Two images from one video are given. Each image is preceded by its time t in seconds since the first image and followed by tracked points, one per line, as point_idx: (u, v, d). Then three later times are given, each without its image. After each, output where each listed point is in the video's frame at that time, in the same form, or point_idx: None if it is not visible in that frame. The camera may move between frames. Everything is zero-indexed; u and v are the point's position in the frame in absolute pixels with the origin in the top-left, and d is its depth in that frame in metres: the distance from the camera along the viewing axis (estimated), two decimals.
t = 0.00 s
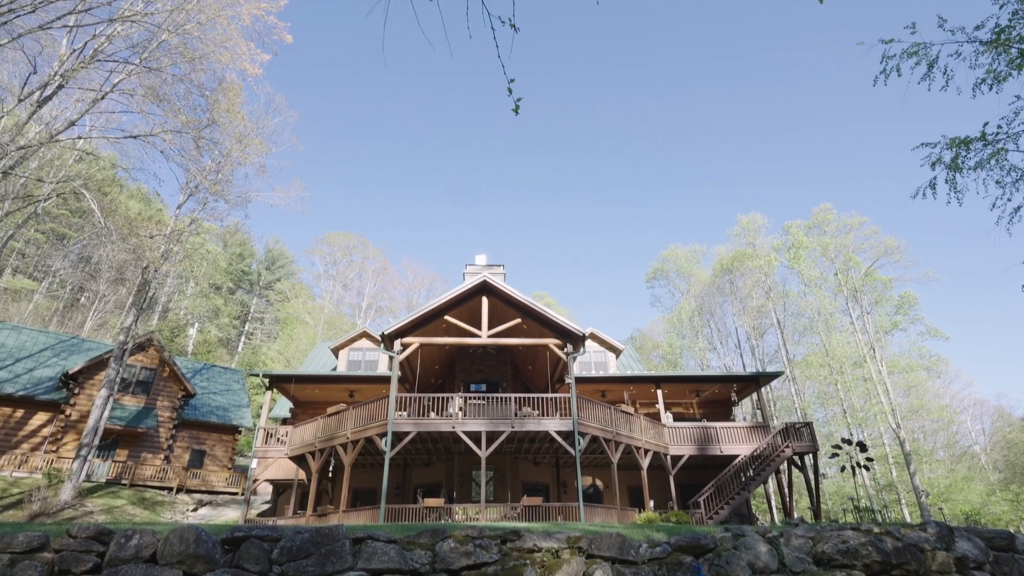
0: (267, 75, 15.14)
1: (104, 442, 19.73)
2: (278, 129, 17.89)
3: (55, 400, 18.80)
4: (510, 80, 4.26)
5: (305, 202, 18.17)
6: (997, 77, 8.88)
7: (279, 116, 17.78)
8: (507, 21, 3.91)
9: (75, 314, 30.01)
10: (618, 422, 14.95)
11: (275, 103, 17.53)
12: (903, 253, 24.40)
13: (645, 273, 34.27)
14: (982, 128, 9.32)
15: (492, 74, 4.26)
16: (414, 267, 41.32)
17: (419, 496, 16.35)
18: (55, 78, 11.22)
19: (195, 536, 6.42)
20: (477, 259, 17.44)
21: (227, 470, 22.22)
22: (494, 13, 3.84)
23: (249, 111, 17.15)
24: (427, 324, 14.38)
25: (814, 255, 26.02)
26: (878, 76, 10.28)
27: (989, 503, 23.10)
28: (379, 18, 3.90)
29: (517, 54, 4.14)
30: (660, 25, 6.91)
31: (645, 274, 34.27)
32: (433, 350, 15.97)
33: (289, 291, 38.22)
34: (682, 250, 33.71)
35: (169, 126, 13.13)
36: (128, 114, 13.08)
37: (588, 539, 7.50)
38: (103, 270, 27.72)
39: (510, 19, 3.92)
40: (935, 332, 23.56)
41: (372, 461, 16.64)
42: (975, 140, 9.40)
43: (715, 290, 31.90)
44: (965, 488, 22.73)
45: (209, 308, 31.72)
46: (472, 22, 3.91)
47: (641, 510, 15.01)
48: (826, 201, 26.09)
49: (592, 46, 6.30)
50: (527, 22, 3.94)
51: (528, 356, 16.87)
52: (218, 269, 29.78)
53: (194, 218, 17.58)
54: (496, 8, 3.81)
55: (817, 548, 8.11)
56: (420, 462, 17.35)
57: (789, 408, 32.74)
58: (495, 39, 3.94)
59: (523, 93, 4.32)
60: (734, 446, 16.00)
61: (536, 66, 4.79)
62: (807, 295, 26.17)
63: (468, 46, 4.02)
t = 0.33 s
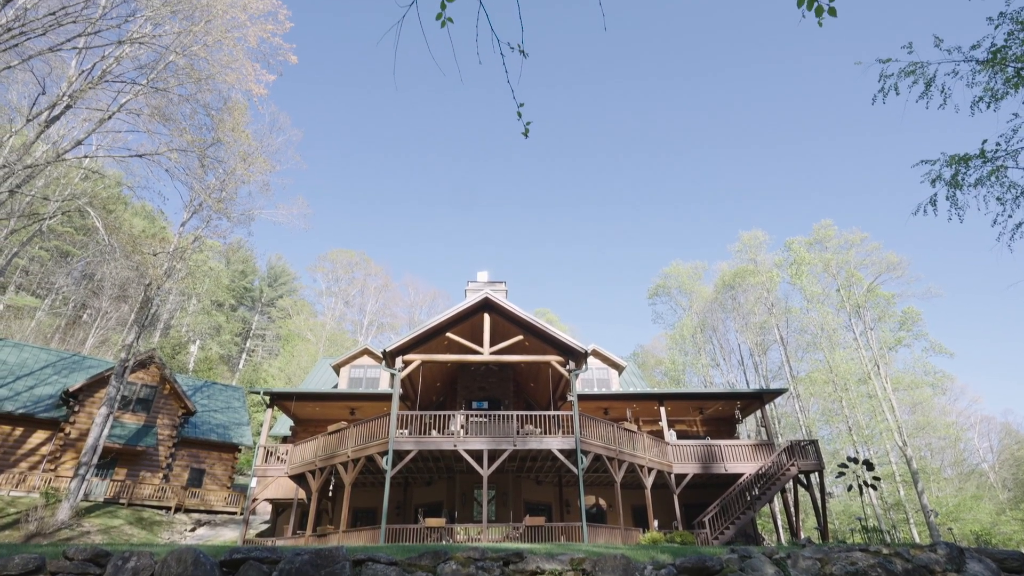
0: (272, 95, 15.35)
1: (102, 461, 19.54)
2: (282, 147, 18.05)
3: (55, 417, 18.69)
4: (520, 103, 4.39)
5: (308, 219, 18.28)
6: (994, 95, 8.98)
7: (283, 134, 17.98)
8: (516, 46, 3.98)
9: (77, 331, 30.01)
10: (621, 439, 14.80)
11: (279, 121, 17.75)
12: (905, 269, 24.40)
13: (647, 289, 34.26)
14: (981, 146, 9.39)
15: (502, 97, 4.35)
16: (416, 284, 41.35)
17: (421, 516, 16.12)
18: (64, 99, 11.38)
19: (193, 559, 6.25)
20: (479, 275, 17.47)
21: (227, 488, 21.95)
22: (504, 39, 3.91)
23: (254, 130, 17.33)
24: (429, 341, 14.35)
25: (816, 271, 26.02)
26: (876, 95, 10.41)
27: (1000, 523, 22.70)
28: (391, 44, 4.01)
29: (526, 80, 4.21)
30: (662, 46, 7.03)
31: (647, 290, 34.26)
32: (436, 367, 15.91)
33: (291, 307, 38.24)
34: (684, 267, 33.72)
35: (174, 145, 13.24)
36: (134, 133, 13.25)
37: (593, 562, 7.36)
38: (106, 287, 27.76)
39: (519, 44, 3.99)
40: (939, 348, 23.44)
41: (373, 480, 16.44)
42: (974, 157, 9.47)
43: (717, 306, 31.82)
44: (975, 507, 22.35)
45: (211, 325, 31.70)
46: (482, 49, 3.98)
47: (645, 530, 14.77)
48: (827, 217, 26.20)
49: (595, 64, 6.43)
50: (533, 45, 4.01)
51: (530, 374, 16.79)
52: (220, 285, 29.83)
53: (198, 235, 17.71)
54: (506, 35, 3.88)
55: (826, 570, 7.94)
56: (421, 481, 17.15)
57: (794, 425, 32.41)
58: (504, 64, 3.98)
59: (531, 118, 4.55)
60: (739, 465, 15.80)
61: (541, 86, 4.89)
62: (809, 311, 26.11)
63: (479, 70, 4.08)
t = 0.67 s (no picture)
0: (276, 117, 15.61)
1: (99, 483, 19.27)
2: (285, 168, 18.26)
3: (53, 439, 18.50)
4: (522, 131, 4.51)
5: (310, 240, 18.36)
6: (991, 117, 9.11)
7: (287, 156, 18.21)
8: (520, 78, 4.24)
9: (77, 352, 29.91)
10: (625, 461, 14.61)
11: (283, 143, 17.99)
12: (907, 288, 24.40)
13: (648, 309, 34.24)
14: (979, 167, 9.49)
15: (505, 126, 4.53)
16: (417, 304, 41.33)
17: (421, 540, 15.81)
18: (71, 121, 11.52)
19: None
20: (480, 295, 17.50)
21: (224, 512, 21.59)
22: (508, 71, 4.13)
23: (258, 152, 17.54)
24: (430, 361, 14.29)
25: (818, 290, 26.08)
26: (873, 117, 10.57)
27: (1011, 547, 22.24)
28: (397, 75, 4.10)
29: (529, 109, 4.47)
30: (660, 70, 7.20)
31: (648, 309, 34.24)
32: (437, 387, 15.80)
33: (292, 327, 38.17)
34: (685, 286, 33.76)
35: (179, 167, 13.40)
36: (140, 155, 13.41)
37: None
38: (108, 307, 27.75)
39: (523, 75, 4.25)
40: (943, 367, 23.31)
41: (372, 503, 16.19)
42: (972, 178, 9.56)
43: (719, 325, 31.76)
44: (985, 530, 21.92)
45: (212, 345, 31.61)
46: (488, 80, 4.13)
47: (649, 555, 14.46)
48: (827, 236, 26.34)
49: (596, 88, 6.61)
50: (537, 70, 4.13)
51: (532, 394, 16.68)
52: (222, 305, 29.82)
53: (200, 255, 17.82)
54: (511, 68, 4.13)
55: None
56: (422, 504, 16.88)
57: (799, 447, 32.03)
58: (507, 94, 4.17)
59: (533, 147, 4.75)
60: (744, 487, 15.55)
61: (543, 111, 5.05)
62: (811, 330, 26.06)
63: (483, 100, 4.22)
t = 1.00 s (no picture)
0: (281, 140, 15.86)
1: (95, 506, 18.98)
2: (288, 190, 18.47)
3: (50, 460, 18.27)
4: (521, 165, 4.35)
5: (312, 260, 18.42)
6: (988, 140, 9.22)
7: (290, 177, 18.45)
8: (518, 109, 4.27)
9: (77, 372, 29.78)
10: (627, 484, 14.39)
11: (287, 165, 18.23)
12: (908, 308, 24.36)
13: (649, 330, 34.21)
14: (978, 190, 9.57)
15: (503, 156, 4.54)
16: (418, 324, 41.25)
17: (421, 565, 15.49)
18: (78, 143, 11.65)
19: None
20: (481, 316, 17.46)
21: (221, 536, 21.18)
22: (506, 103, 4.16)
23: (262, 173, 17.71)
24: (431, 382, 14.19)
25: (820, 310, 26.07)
26: (871, 140, 10.71)
27: None
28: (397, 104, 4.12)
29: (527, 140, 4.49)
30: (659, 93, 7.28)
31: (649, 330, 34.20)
32: (437, 409, 15.66)
33: (292, 347, 38.06)
34: (686, 307, 33.73)
35: (184, 189, 13.52)
36: (145, 177, 13.55)
37: None
38: (109, 326, 27.69)
39: (522, 107, 4.12)
40: (949, 389, 23.15)
41: (371, 527, 15.90)
42: (972, 201, 9.63)
43: (721, 346, 31.65)
44: (996, 556, 21.46)
45: (212, 365, 31.49)
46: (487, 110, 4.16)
47: None
48: (827, 257, 26.45)
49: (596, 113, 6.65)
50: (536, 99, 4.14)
51: (533, 416, 16.51)
52: (223, 325, 29.76)
53: (203, 275, 17.88)
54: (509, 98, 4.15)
55: None
56: (422, 528, 16.59)
57: (804, 469, 31.61)
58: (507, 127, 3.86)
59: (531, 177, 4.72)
60: (750, 511, 15.29)
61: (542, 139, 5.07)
62: (814, 351, 25.96)
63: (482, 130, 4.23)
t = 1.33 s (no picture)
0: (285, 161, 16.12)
1: (90, 529, 18.64)
2: (292, 211, 18.66)
3: (47, 482, 18.02)
4: (521, 194, 4.27)
5: (314, 280, 18.48)
6: (986, 162, 9.33)
7: (294, 198, 18.65)
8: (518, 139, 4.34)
9: (77, 392, 29.58)
10: (631, 508, 14.14)
11: (291, 186, 18.46)
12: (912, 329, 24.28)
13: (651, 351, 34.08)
14: (978, 212, 9.64)
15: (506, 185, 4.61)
16: (420, 344, 41.14)
17: None
18: (85, 165, 11.76)
19: None
20: (482, 336, 17.40)
21: (217, 560, 20.74)
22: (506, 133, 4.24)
23: (266, 195, 17.91)
24: (431, 403, 14.08)
25: (823, 330, 25.92)
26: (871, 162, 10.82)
27: None
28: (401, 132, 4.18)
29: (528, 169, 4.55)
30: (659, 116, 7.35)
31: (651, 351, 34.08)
32: (438, 431, 15.51)
33: (293, 368, 37.87)
34: (688, 327, 33.65)
35: (188, 210, 13.72)
36: (150, 198, 13.68)
37: None
38: (110, 346, 27.58)
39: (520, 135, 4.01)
40: (955, 411, 22.94)
41: (370, 551, 15.60)
42: (973, 222, 9.68)
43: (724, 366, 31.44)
44: None
45: (212, 386, 31.26)
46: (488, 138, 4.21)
47: None
48: (829, 278, 26.48)
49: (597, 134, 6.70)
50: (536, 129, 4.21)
51: (535, 438, 16.33)
52: (224, 345, 29.65)
53: (205, 295, 17.88)
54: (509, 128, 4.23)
55: None
56: (421, 553, 16.28)
57: (810, 493, 31.10)
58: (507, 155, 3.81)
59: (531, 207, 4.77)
60: (755, 536, 15.00)
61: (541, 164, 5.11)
62: (818, 372, 25.78)
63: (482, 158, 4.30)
